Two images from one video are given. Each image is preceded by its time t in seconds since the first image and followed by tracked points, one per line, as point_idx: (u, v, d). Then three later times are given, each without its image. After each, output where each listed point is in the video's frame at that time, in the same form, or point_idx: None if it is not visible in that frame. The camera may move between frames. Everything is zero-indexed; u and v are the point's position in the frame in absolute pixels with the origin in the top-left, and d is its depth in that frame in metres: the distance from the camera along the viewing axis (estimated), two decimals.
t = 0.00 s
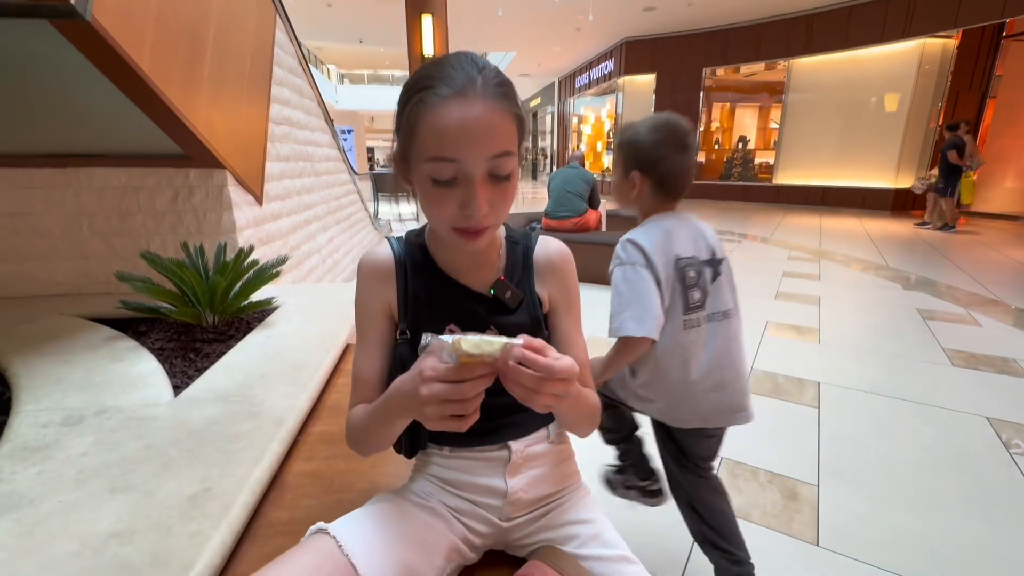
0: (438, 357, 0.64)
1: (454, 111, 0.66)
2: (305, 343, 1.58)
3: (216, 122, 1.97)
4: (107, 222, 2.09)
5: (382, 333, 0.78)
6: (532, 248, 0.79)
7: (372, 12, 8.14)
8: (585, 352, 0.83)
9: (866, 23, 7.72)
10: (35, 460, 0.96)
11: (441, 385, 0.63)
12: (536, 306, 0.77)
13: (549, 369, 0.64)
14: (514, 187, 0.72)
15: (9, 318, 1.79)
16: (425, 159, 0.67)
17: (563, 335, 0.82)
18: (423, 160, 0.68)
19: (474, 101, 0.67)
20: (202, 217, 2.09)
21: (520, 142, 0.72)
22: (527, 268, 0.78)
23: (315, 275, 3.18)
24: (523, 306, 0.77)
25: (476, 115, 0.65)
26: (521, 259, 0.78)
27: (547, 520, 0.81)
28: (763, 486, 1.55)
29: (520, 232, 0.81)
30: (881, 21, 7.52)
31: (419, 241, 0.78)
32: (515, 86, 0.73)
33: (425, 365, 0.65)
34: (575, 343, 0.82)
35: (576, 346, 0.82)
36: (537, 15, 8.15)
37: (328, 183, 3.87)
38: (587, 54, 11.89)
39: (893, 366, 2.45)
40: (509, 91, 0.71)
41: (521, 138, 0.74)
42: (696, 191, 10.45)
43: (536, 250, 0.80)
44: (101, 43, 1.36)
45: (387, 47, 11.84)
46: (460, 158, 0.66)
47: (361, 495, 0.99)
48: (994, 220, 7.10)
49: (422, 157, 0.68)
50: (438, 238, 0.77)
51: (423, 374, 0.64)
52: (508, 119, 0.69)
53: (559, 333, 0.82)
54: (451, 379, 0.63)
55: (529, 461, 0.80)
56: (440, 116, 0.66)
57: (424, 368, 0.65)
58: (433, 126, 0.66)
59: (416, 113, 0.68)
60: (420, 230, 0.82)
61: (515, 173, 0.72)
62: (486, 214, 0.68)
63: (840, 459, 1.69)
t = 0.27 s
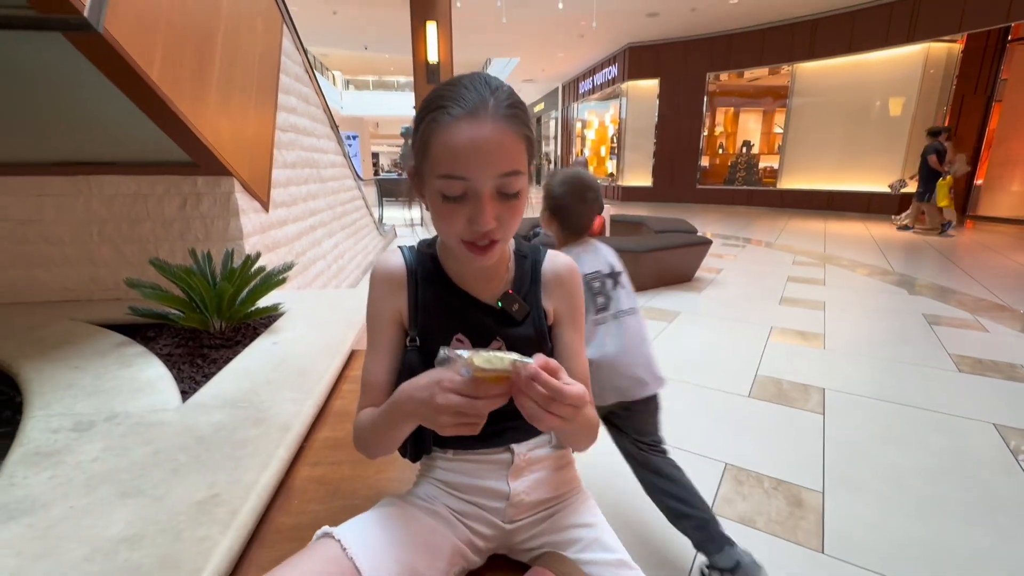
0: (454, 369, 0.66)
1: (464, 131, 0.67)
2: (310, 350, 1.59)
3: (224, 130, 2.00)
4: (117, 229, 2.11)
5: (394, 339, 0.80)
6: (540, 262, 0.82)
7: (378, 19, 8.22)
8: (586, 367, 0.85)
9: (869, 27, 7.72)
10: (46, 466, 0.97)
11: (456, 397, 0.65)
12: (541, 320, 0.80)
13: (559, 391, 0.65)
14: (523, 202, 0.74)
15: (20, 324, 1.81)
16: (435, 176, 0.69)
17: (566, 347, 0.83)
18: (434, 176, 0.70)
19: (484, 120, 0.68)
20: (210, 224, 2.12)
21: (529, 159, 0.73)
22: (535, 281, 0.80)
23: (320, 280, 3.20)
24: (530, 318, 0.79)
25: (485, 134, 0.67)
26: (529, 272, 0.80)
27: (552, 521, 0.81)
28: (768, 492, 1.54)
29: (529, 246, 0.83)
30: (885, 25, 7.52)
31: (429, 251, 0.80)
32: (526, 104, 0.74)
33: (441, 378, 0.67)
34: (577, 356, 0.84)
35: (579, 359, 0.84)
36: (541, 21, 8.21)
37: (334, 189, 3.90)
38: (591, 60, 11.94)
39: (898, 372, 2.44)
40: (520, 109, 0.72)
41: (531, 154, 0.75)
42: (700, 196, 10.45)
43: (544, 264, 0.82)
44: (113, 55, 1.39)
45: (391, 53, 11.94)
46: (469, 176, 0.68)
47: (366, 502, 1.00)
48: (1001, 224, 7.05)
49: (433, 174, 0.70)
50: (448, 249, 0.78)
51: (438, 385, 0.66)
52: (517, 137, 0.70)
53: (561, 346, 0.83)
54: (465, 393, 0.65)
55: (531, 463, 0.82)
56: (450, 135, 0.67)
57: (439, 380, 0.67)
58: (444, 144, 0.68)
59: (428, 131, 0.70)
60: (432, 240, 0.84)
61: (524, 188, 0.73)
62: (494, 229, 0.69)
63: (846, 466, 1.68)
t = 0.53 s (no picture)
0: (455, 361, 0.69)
1: (482, 145, 0.73)
2: (318, 358, 1.60)
3: (235, 140, 2.03)
4: (128, 238, 2.14)
5: (411, 344, 0.85)
6: (559, 283, 0.84)
7: (385, 29, 8.33)
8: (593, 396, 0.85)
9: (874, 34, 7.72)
10: (59, 473, 0.98)
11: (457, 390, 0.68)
12: (553, 343, 0.82)
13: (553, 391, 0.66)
14: (539, 218, 0.77)
15: (34, 331, 1.84)
16: (455, 186, 0.75)
17: (572, 374, 0.84)
18: (455, 187, 0.75)
19: (502, 135, 0.73)
20: (220, 233, 2.14)
21: (547, 175, 0.77)
22: (551, 303, 0.83)
23: (327, 288, 3.22)
24: (542, 340, 0.81)
25: (501, 149, 0.72)
26: (546, 293, 0.83)
27: (560, 533, 0.82)
28: (776, 502, 1.54)
29: (553, 267, 0.86)
30: (890, 32, 7.52)
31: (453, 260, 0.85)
32: (547, 122, 0.78)
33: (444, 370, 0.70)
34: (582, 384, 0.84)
35: (586, 387, 0.84)
36: (546, 29, 8.27)
37: (341, 197, 3.93)
38: (595, 68, 12.01)
39: (907, 381, 2.42)
40: (540, 127, 0.77)
41: (551, 171, 0.79)
42: (705, 202, 10.44)
43: (564, 287, 0.85)
44: (128, 69, 1.42)
45: (398, 62, 12.06)
46: (485, 188, 0.73)
47: (375, 510, 1.00)
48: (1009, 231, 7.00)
49: (453, 185, 0.76)
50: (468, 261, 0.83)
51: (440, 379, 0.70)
52: (534, 154, 0.74)
53: (568, 371, 0.84)
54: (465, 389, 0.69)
55: (539, 472, 0.83)
56: (470, 149, 0.73)
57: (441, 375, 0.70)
58: (463, 158, 0.74)
59: (452, 146, 0.76)
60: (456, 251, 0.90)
61: (541, 205, 0.77)
62: (507, 241, 0.73)
63: (854, 477, 1.67)
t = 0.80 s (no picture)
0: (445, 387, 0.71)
1: (495, 161, 0.76)
2: (325, 366, 1.61)
3: (243, 149, 2.05)
4: (138, 246, 2.16)
5: (424, 350, 0.88)
6: (575, 296, 0.88)
7: (392, 39, 8.43)
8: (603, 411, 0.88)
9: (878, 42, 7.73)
10: (69, 480, 0.99)
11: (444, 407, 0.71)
12: (568, 355, 0.86)
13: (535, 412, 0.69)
14: (548, 235, 0.79)
15: (44, 338, 1.86)
16: (468, 200, 0.78)
17: (584, 386, 0.87)
18: (468, 201, 0.79)
19: (516, 154, 0.76)
20: (228, 242, 2.17)
21: (559, 195, 0.79)
22: (567, 316, 0.87)
23: (333, 295, 3.23)
24: (557, 351, 0.85)
25: (513, 166, 0.75)
26: (560, 307, 0.87)
27: (567, 541, 0.82)
28: (784, 513, 1.52)
29: (569, 280, 0.90)
30: (894, 40, 7.52)
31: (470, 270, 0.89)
32: (564, 143, 0.81)
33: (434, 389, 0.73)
34: (592, 396, 0.88)
35: (597, 399, 0.88)
36: (550, 38, 8.34)
37: (348, 205, 3.96)
38: (599, 77, 12.08)
39: (917, 390, 2.39)
40: (555, 147, 0.79)
41: (565, 190, 0.81)
42: (710, 210, 10.43)
43: (580, 299, 0.88)
44: (140, 80, 1.45)
45: (404, 72, 12.19)
46: (494, 203, 0.76)
47: (381, 519, 1.00)
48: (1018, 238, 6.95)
49: (466, 198, 0.79)
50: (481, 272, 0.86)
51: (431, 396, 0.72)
52: (545, 173, 0.76)
53: (580, 383, 0.88)
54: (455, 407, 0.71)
55: (547, 481, 0.84)
56: (484, 164, 0.76)
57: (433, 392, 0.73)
58: (477, 173, 0.77)
59: (469, 161, 0.80)
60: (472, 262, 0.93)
61: (550, 223, 0.78)
62: (511, 255, 0.76)
63: (864, 487, 1.65)
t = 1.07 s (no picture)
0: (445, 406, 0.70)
1: (513, 171, 0.77)
2: (330, 374, 1.62)
3: (251, 158, 2.07)
4: (146, 254, 2.18)
5: (432, 356, 0.90)
6: (587, 306, 0.88)
7: (398, 49, 8.52)
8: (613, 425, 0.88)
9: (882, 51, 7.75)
10: (76, 488, 1.00)
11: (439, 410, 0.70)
12: (578, 367, 0.87)
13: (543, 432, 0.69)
14: (562, 248, 0.80)
15: (53, 345, 1.87)
16: (485, 209, 0.80)
17: (593, 399, 0.87)
18: (486, 210, 0.80)
19: (534, 165, 0.77)
20: (235, 250, 2.18)
21: (575, 208, 0.80)
22: (578, 327, 0.87)
23: (339, 303, 3.25)
24: (568, 362, 0.86)
25: (530, 177, 0.76)
26: (572, 319, 0.87)
27: (574, 554, 0.81)
28: (792, 525, 1.51)
29: (581, 290, 0.90)
30: (898, 49, 7.53)
31: (482, 278, 0.90)
32: (583, 157, 0.81)
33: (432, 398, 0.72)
34: (603, 409, 0.87)
35: (607, 412, 0.88)
36: (555, 48, 8.41)
37: (353, 213, 3.99)
38: (603, 85, 12.15)
39: (926, 400, 2.37)
40: (573, 160, 0.79)
41: (580, 203, 0.81)
42: (715, 217, 10.43)
43: (591, 310, 0.89)
44: (151, 92, 1.47)
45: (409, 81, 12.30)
46: (510, 213, 0.77)
47: (386, 529, 1.00)
48: None
49: (483, 208, 0.80)
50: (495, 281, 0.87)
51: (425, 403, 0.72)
52: (562, 185, 0.77)
53: (590, 395, 0.88)
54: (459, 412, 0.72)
55: (553, 493, 0.83)
56: (502, 174, 0.77)
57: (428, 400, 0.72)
58: (496, 182, 0.78)
59: (488, 171, 0.81)
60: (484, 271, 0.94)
61: (565, 235, 0.79)
62: (524, 265, 0.76)
63: (872, 499, 1.63)
